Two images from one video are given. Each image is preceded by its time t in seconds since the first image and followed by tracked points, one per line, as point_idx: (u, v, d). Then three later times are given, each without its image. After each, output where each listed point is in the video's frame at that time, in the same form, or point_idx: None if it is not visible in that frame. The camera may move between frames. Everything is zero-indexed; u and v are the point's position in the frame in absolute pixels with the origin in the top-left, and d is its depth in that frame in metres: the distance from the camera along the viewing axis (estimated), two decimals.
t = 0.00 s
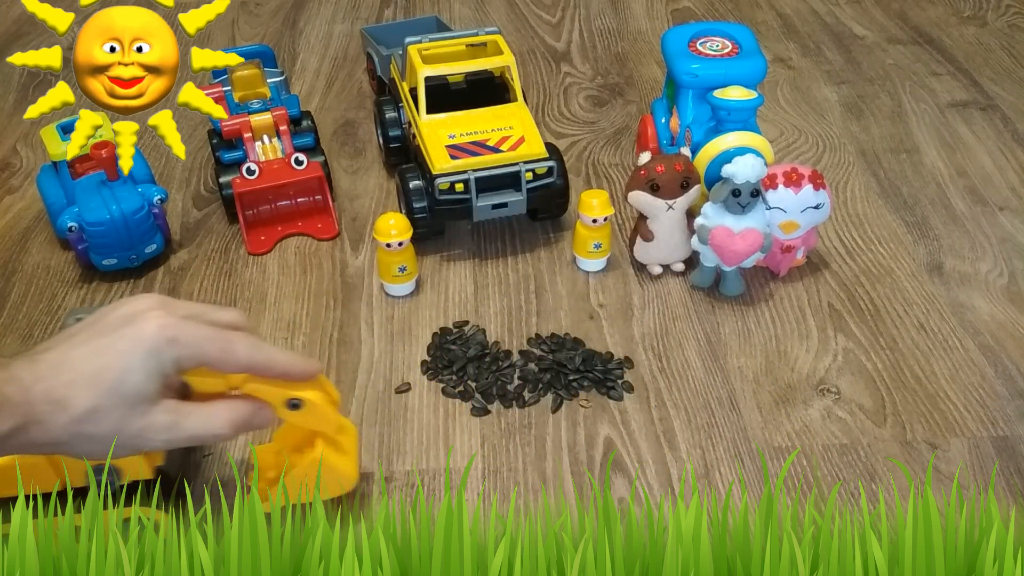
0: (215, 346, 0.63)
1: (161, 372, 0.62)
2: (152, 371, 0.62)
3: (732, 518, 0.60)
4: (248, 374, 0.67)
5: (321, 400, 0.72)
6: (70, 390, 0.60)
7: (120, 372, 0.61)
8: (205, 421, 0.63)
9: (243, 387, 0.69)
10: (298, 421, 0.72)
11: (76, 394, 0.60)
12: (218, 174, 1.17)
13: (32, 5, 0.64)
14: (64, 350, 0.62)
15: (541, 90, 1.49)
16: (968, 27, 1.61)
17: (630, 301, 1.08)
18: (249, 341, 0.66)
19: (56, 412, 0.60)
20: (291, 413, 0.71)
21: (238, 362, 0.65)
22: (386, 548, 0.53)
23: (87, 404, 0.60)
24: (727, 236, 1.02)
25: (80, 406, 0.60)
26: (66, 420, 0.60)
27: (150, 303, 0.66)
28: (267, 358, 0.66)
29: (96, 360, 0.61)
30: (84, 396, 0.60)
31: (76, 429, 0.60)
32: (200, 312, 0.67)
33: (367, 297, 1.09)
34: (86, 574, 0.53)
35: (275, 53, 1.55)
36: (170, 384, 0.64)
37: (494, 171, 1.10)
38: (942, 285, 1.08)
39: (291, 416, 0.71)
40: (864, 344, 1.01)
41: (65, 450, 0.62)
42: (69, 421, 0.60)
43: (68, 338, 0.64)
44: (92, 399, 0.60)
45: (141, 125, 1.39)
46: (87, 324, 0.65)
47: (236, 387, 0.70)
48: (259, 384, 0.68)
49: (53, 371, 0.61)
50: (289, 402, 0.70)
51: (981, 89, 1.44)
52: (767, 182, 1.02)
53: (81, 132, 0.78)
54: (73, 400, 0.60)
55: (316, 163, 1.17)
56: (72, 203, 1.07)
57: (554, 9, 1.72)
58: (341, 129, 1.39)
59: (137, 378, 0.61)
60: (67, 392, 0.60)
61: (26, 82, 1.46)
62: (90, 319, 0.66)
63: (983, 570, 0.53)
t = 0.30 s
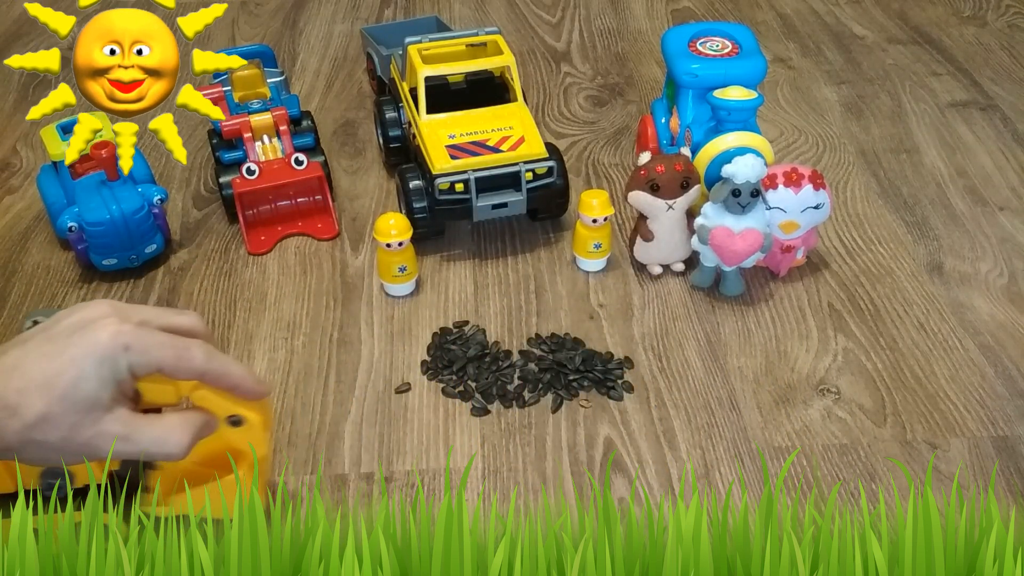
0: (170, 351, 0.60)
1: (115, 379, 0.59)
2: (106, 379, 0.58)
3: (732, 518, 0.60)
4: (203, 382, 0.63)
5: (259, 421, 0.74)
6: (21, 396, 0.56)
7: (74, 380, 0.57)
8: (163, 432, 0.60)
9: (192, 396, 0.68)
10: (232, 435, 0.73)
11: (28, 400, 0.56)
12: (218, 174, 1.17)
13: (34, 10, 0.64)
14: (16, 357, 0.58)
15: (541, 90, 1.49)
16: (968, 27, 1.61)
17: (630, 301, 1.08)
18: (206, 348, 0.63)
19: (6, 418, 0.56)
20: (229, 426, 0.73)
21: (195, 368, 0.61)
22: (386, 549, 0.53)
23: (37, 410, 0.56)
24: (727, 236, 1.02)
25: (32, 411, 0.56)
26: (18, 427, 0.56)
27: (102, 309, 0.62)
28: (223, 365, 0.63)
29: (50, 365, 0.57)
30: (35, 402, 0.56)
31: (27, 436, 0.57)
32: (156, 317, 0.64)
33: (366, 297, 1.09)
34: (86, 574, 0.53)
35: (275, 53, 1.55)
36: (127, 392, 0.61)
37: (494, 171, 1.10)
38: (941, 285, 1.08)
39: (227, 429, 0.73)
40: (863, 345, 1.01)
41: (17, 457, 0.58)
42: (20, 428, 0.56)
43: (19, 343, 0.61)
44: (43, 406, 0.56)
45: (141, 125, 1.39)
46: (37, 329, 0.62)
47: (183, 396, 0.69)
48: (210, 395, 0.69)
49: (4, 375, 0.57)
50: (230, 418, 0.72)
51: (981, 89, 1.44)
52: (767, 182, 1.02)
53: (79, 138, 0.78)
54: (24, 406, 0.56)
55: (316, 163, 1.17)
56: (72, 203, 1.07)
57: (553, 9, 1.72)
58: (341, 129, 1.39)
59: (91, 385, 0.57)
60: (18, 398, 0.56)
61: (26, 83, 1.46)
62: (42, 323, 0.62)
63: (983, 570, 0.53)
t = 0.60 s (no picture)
0: (152, 343, 0.65)
1: (98, 378, 0.64)
2: (89, 379, 0.63)
3: (732, 518, 0.60)
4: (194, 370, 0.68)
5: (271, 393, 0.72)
6: (7, 399, 0.62)
7: (57, 382, 0.62)
8: (147, 420, 0.65)
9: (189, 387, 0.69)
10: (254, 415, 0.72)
11: (14, 402, 0.62)
12: (218, 174, 1.17)
13: (34, 10, 0.64)
14: (4, 361, 0.64)
15: (541, 90, 1.49)
16: (968, 27, 1.61)
17: (630, 301, 1.08)
18: (190, 334, 0.67)
19: None
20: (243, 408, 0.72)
21: (180, 355, 0.66)
22: (386, 548, 0.53)
23: (23, 412, 0.62)
24: (727, 236, 1.02)
25: (17, 414, 0.62)
26: (6, 429, 0.62)
27: (86, 310, 0.67)
28: (211, 348, 0.67)
29: (33, 369, 0.63)
30: (21, 404, 0.62)
31: (16, 437, 0.62)
32: (141, 315, 0.69)
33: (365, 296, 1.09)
34: (86, 574, 0.53)
35: (275, 53, 1.55)
36: (111, 390, 0.66)
37: (494, 171, 1.10)
38: (941, 285, 1.08)
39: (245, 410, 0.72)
40: (864, 345, 1.01)
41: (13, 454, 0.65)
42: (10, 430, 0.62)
43: (8, 348, 0.66)
44: (29, 408, 0.62)
45: (141, 125, 1.39)
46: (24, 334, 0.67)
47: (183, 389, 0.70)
48: (207, 385, 0.69)
49: None
50: (236, 398, 0.70)
51: (981, 89, 1.44)
52: (767, 182, 1.02)
53: (78, 138, 0.78)
54: (10, 409, 0.62)
55: (316, 163, 1.17)
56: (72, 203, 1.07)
57: (553, 9, 1.72)
58: (341, 129, 1.39)
59: (74, 386, 0.63)
60: (6, 401, 0.62)
61: (26, 83, 1.46)
62: (30, 327, 0.68)
63: (983, 570, 0.53)
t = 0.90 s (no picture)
0: (168, 345, 0.66)
1: (112, 375, 0.64)
2: (105, 375, 0.64)
3: (732, 518, 0.60)
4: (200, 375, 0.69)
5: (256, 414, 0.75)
6: (20, 394, 0.62)
7: (71, 378, 0.62)
8: (157, 427, 0.65)
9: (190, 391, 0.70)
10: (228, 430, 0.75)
11: (26, 398, 0.62)
12: (218, 174, 1.17)
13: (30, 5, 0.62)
14: (17, 356, 0.64)
15: (541, 90, 1.49)
16: (968, 27, 1.61)
17: (630, 301, 1.08)
18: (202, 342, 0.68)
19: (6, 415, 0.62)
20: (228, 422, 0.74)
21: (192, 360, 0.67)
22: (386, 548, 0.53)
23: (35, 407, 0.62)
24: (726, 237, 1.02)
25: (30, 410, 0.62)
26: (18, 424, 0.62)
27: (99, 309, 0.68)
28: (220, 357, 0.69)
29: (45, 366, 0.63)
30: (33, 400, 0.62)
31: (27, 433, 0.62)
32: (151, 314, 0.71)
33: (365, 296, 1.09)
34: (86, 574, 0.53)
35: (275, 53, 1.55)
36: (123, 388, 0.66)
37: (495, 171, 1.10)
38: (941, 285, 1.08)
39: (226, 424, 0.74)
40: (863, 345, 1.01)
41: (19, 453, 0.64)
42: (20, 426, 0.62)
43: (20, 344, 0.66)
44: (41, 404, 0.62)
45: (141, 125, 1.39)
46: (36, 330, 0.68)
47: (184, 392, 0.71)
48: (207, 388, 0.71)
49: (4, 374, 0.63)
50: (227, 412, 0.73)
51: (981, 89, 1.44)
52: (767, 182, 1.02)
53: (80, 132, 0.73)
54: (23, 404, 0.62)
55: (316, 163, 1.17)
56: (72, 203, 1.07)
57: (554, 9, 1.72)
58: (341, 129, 1.39)
59: (89, 383, 0.63)
60: (17, 396, 0.62)
61: (26, 83, 1.46)
62: (39, 324, 0.69)
63: (983, 570, 0.53)
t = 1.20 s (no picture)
0: (67, 289, 0.61)
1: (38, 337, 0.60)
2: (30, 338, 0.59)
3: (733, 518, 0.60)
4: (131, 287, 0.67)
5: (264, 411, 0.76)
6: None
7: None
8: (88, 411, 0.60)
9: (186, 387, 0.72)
10: (239, 427, 0.77)
11: None
12: (218, 174, 1.17)
13: (32, 6, 0.64)
14: None
15: (541, 90, 1.49)
16: (968, 27, 1.61)
17: (630, 301, 1.08)
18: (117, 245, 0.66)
19: None
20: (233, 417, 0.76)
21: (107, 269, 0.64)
22: (386, 548, 0.53)
23: None
24: (727, 237, 1.02)
25: None
26: None
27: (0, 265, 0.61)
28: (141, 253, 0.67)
29: None
30: None
31: None
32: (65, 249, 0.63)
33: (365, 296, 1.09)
34: (86, 574, 0.53)
35: (275, 53, 1.55)
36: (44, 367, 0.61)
37: (495, 171, 1.10)
38: (941, 285, 1.08)
39: (235, 421, 0.76)
40: (863, 344, 1.02)
41: None
42: None
43: None
44: None
45: (141, 124, 1.39)
46: None
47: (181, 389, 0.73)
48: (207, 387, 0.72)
49: None
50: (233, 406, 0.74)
51: (981, 89, 1.44)
52: (767, 182, 1.02)
53: (81, 131, 0.78)
54: None
55: (316, 163, 1.17)
56: (72, 203, 1.07)
57: (553, 9, 1.72)
58: (341, 129, 1.39)
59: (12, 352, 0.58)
60: None
61: (26, 83, 1.46)
62: None
63: (984, 570, 0.53)
